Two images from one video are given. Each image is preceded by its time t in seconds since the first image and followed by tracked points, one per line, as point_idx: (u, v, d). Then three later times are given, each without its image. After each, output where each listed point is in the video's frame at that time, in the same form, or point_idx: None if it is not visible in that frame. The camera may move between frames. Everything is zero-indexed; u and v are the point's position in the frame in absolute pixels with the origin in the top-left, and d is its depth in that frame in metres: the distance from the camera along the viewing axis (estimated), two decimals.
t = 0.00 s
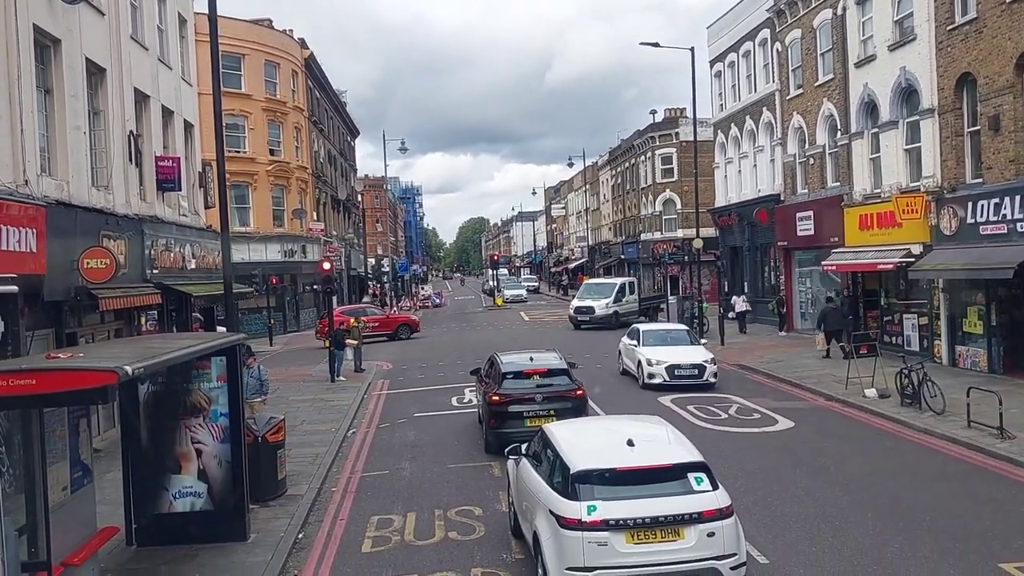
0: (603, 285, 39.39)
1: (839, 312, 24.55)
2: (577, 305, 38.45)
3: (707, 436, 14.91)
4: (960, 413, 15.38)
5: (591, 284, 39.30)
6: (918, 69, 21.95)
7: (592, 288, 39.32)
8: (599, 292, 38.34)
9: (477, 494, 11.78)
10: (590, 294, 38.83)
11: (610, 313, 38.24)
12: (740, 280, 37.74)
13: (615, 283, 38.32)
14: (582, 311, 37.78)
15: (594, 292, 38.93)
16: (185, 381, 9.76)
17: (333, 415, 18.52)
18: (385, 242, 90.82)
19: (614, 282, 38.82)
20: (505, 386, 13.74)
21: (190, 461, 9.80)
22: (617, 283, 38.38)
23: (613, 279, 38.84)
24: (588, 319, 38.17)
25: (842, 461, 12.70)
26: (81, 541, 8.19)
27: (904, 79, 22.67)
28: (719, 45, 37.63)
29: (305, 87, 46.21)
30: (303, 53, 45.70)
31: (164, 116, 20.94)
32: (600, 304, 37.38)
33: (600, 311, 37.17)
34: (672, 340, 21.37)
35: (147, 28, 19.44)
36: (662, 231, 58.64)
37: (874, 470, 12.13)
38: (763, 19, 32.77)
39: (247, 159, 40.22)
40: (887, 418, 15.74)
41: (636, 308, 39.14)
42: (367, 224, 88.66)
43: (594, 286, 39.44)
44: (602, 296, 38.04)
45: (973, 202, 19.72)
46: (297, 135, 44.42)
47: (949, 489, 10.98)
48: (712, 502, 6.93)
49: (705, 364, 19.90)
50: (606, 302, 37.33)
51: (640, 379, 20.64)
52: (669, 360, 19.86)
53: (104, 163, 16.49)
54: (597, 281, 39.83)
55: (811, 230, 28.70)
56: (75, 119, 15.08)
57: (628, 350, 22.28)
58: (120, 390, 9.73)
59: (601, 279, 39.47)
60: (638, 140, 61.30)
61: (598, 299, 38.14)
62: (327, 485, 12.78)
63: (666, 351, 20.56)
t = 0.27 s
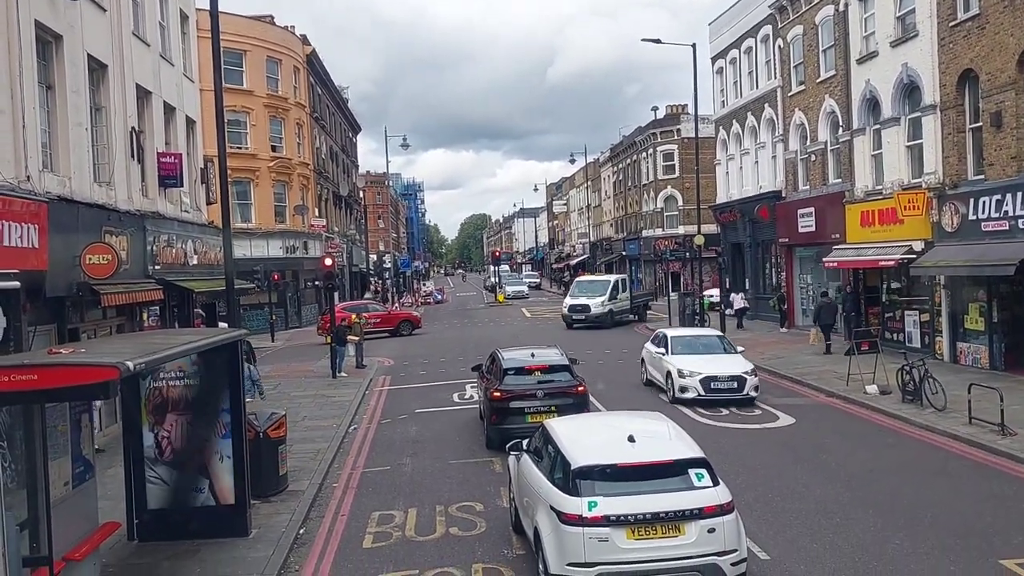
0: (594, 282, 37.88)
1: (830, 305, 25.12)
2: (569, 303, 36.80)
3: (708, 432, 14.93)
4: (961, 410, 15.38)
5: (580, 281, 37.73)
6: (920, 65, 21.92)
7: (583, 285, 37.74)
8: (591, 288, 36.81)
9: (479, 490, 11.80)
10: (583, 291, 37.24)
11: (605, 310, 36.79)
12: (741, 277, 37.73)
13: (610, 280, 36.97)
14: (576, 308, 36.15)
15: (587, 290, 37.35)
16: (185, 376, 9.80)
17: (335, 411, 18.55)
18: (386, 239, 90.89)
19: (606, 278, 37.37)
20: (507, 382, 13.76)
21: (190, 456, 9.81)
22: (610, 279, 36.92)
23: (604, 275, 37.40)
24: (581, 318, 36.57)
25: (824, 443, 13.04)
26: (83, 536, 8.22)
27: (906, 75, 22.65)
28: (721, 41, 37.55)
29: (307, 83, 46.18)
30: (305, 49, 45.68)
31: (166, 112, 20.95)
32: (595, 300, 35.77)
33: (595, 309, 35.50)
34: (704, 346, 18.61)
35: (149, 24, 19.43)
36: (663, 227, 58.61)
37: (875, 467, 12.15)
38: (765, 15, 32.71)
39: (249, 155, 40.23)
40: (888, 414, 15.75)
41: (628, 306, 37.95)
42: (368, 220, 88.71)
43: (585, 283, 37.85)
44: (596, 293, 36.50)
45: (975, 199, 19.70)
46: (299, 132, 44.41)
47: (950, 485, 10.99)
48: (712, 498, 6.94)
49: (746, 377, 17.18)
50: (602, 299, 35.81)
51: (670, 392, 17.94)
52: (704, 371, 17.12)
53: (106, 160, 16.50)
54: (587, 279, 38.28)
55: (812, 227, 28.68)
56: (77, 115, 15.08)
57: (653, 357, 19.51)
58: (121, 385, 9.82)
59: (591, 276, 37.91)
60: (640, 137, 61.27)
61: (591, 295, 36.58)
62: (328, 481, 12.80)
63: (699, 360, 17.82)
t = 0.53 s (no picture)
0: (584, 282, 36.65)
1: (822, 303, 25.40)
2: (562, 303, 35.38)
3: (707, 430, 14.93)
4: (960, 408, 15.39)
5: (571, 280, 36.41)
6: (919, 63, 21.91)
7: (575, 284, 36.41)
8: (585, 288, 35.61)
9: (477, 487, 11.81)
10: (575, 291, 35.91)
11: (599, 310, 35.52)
12: (741, 274, 37.72)
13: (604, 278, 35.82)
14: (570, 308, 34.87)
15: (579, 289, 36.07)
16: (185, 374, 9.79)
17: (334, 408, 18.55)
18: (386, 236, 90.88)
19: (598, 278, 36.22)
20: (505, 379, 13.77)
21: (190, 454, 9.81)
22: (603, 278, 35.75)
23: (595, 274, 36.24)
24: (575, 318, 35.22)
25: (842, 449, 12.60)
26: (82, 534, 8.22)
27: (905, 73, 22.64)
28: (720, 38, 37.52)
29: (306, 81, 46.15)
30: (304, 46, 45.64)
31: (165, 110, 20.94)
32: (592, 299, 34.54)
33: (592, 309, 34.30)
34: (745, 360, 15.82)
35: (148, 21, 19.41)
36: (663, 225, 58.61)
37: (873, 464, 12.15)
38: (764, 13, 32.69)
39: (248, 152, 40.22)
40: (887, 412, 15.76)
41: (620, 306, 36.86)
42: (368, 217, 88.75)
43: (576, 282, 36.54)
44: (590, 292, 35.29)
45: (974, 196, 19.70)
46: (298, 129, 44.39)
47: (949, 483, 10.99)
48: (710, 496, 6.94)
49: (800, 399, 14.33)
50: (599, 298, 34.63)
51: (706, 414, 15.19)
52: (750, 392, 14.34)
53: (105, 157, 16.48)
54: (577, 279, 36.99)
55: (812, 224, 28.67)
56: (76, 112, 15.07)
57: (684, 371, 16.79)
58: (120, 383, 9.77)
59: (582, 275, 36.66)
60: (639, 134, 61.26)
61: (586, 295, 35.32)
62: (327, 478, 12.80)
63: (741, 377, 15.04)
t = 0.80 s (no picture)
0: (579, 281, 35.37)
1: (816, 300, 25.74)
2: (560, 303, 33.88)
3: (706, 427, 14.95)
4: (959, 405, 15.40)
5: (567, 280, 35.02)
6: (919, 60, 21.90)
7: (570, 284, 35.03)
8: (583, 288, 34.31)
9: (477, 485, 11.82)
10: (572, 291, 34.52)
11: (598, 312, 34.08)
12: (741, 272, 37.70)
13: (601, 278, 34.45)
14: (570, 309, 33.29)
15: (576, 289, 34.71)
16: (183, 372, 9.80)
17: (335, 406, 18.56)
18: (386, 234, 90.87)
19: (594, 277, 34.97)
20: (505, 377, 13.78)
21: (189, 453, 9.83)
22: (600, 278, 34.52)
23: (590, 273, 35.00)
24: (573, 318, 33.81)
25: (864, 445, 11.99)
26: (82, 532, 8.23)
27: (905, 70, 22.63)
28: (720, 36, 37.48)
29: (306, 79, 46.16)
30: (304, 44, 45.65)
31: (164, 108, 20.95)
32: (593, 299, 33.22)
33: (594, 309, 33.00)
34: (803, 379, 13.02)
35: (147, 20, 19.42)
36: (663, 222, 58.61)
37: (873, 461, 12.15)
38: (764, 10, 32.67)
39: (248, 150, 40.22)
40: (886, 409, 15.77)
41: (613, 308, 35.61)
42: (368, 215, 88.78)
43: (571, 282, 35.18)
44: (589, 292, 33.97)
45: (974, 193, 19.69)
46: (298, 127, 44.37)
47: (948, 480, 11.01)
48: (709, 494, 6.95)
49: (879, 429, 11.52)
50: (600, 298, 33.38)
51: (761, 446, 12.40)
52: (818, 422, 11.51)
53: (105, 155, 16.49)
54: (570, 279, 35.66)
55: (812, 221, 28.65)
56: (76, 111, 15.07)
57: (727, 389, 14.06)
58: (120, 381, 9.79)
59: (577, 274, 35.34)
60: (639, 132, 61.22)
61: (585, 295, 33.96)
62: (327, 476, 12.83)
63: (803, 402, 12.24)
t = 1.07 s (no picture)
0: (578, 280, 33.83)
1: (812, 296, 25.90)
2: (563, 302, 32.16)
3: (708, 424, 14.95)
4: (962, 401, 15.39)
5: (569, 278, 33.45)
6: (922, 55, 21.84)
7: (572, 282, 33.42)
8: (587, 286, 32.81)
9: (480, 482, 11.83)
10: (575, 290, 32.89)
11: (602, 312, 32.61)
12: (743, 268, 37.67)
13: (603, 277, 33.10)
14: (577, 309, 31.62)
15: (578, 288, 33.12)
16: (186, 371, 9.82)
17: (337, 404, 18.58)
18: (388, 232, 90.86)
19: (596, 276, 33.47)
20: (507, 374, 13.78)
21: (192, 451, 9.85)
22: (604, 278, 33.06)
23: (592, 272, 33.52)
24: (576, 318, 32.17)
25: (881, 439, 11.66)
26: (85, 531, 8.25)
27: (907, 65, 22.58)
28: (722, 32, 37.42)
29: (308, 77, 46.17)
30: (305, 42, 45.63)
31: (166, 106, 20.96)
32: (600, 300, 31.69)
33: (601, 310, 31.51)
34: (895, 409, 10.26)
35: (148, 18, 19.41)
36: (665, 219, 58.58)
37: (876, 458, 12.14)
38: (766, 6, 32.62)
39: (250, 149, 40.23)
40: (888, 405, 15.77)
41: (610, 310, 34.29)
42: (370, 213, 88.81)
43: (572, 281, 33.57)
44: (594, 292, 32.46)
45: (976, 189, 19.65)
46: (300, 125, 44.35)
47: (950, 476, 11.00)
48: (711, 491, 6.95)
49: (1010, 480, 8.76)
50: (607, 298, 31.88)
51: (851, 498, 9.60)
52: (930, 470, 8.78)
53: (106, 154, 16.49)
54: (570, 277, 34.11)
55: (814, 218, 28.62)
56: (77, 110, 15.07)
57: (794, 418, 11.35)
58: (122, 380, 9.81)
59: (577, 273, 33.75)
60: (641, 128, 61.17)
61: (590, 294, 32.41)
62: (330, 474, 12.85)
63: (903, 442, 9.49)
